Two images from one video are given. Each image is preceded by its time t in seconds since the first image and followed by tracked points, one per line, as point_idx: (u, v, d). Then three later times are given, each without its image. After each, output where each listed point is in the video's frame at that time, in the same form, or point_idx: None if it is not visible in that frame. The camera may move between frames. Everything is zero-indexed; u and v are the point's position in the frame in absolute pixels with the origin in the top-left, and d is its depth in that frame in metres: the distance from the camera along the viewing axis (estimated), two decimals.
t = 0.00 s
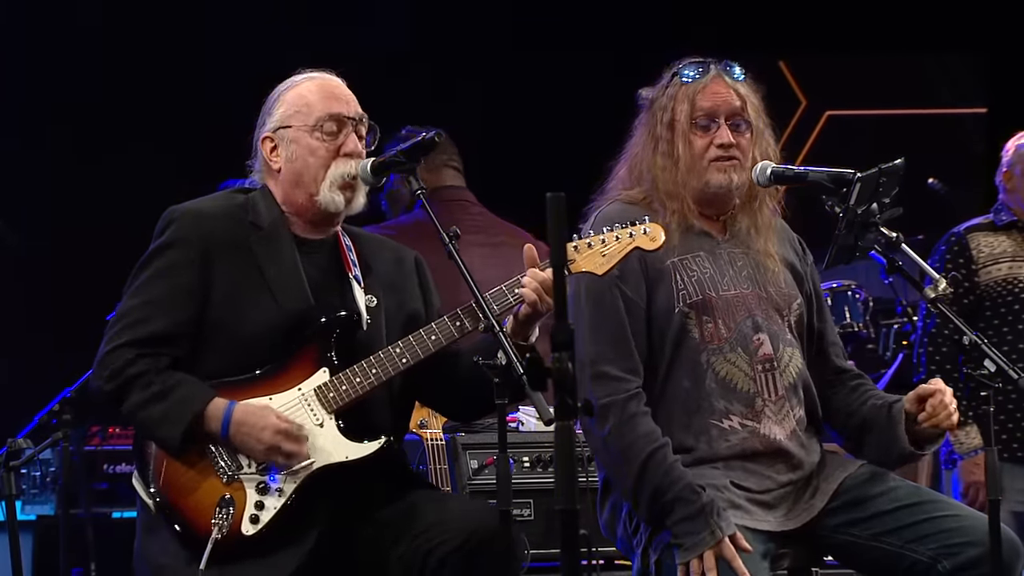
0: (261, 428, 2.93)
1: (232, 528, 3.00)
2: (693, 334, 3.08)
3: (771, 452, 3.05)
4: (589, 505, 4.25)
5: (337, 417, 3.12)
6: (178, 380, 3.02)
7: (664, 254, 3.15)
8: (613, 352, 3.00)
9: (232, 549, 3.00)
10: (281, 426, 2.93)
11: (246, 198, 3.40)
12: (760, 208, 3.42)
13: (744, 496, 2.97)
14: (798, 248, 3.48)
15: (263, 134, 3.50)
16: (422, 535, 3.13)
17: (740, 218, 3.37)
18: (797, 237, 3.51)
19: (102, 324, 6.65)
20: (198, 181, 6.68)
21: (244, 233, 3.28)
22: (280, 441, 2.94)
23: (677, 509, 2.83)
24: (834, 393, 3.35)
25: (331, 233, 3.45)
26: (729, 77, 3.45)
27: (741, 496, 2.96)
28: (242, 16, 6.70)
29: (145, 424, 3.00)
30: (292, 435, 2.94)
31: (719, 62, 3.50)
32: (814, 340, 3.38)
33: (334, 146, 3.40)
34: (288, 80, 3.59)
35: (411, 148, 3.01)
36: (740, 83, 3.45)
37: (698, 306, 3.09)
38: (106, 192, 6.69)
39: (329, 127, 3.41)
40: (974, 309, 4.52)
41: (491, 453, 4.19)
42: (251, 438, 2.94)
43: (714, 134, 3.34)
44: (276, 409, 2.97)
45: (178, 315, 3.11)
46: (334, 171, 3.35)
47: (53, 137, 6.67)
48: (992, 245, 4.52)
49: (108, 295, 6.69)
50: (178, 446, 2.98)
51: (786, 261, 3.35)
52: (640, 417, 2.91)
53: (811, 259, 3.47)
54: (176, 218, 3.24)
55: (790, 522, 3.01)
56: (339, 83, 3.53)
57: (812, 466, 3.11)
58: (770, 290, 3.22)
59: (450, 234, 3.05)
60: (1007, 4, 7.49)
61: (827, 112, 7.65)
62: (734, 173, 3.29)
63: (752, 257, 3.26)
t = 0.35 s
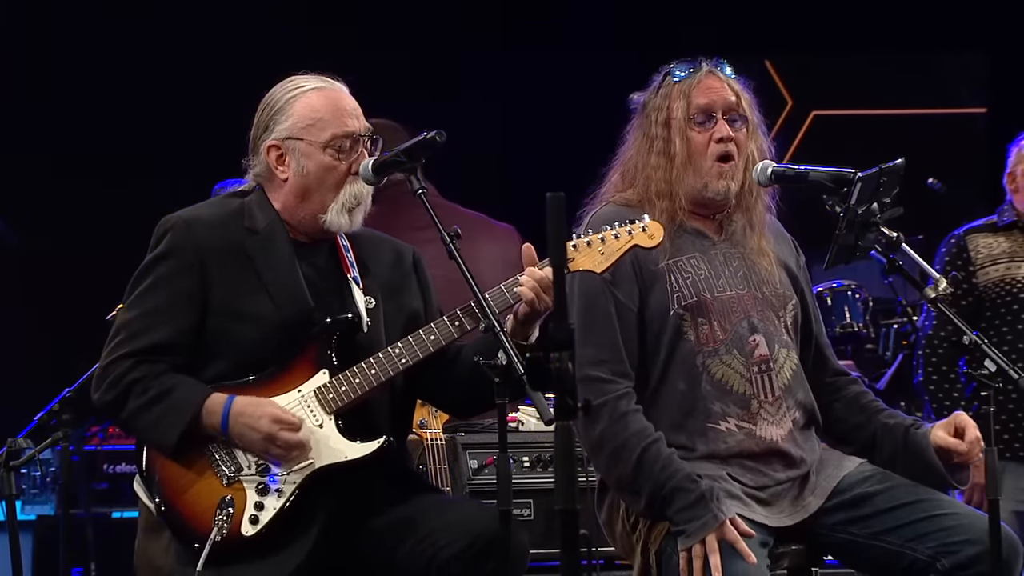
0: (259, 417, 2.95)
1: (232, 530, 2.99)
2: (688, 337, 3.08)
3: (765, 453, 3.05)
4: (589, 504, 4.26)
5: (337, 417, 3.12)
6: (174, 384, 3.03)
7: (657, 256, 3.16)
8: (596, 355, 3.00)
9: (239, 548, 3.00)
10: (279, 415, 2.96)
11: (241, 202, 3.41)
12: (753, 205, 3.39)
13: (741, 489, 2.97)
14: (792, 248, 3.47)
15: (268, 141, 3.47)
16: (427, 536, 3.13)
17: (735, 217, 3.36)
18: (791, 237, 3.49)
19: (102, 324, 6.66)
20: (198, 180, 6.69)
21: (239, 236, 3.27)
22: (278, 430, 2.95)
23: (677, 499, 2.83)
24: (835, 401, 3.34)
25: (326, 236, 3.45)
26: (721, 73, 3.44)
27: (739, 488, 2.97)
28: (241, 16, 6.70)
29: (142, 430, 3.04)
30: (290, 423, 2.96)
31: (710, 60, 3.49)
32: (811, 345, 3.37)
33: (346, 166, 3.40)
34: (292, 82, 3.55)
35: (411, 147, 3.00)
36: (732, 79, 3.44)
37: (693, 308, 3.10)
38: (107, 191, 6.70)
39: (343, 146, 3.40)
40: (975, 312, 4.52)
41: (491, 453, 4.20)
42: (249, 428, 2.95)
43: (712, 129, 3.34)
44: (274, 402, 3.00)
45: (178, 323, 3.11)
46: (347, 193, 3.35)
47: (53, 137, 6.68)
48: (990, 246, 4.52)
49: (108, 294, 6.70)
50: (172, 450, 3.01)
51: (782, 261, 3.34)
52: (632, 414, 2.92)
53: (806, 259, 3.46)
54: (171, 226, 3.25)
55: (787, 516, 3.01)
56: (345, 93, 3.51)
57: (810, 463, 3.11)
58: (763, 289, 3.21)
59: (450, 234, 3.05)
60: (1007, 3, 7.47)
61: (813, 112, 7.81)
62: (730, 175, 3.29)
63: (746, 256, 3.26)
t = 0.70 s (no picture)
0: (270, 431, 2.96)
1: (231, 531, 2.98)
2: (693, 329, 3.08)
3: (768, 448, 3.05)
4: (589, 505, 4.26)
5: (337, 422, 3.12)
6: (179, 391, 3.03)
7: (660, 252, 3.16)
8: (606, 351, 3.00)
9: (240, 550, 2.99)
10: (290, 430, 2.97)
11: (244, 203, 3.42)
12: (753, 202, 3.42)
13: (743, 488, 2.96)
14: (790, 245, 3.47)
15: (265, 142, 3.48)
16: (425, 539, 3.14)
17: (734, 212, 3.38)
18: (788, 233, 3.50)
19: (102, 324, 6.66)
20: (198, 181, 6.69)
21: (242, 238, 3.28)
22: (289, 444, 2.97)
23: (687, 496, 2.83)
24: (833, 406, 3.36)
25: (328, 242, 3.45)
26: (718, 72, 3.45)
27: (742, 488, 2.95)
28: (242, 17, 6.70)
29: (145, 436, 3.04)
30: (301, 438, 2.98)
31: (708, 57, 3.50)
32: (810, 335, 3.40)
33: (340, 160, 3.39)
34: (291, 85, 3.57)
35: (410, 148, 2.99)
36: (729, 77, 3.45)
37: (697, 301, 3.10)
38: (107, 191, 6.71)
39: (336, 141, 3.40)
40: (974, 313, 4.52)
41: (491, 453, 4.19)
42: (259, 442, 2.96)
43: (708, 130, 3.35)
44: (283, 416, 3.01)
45: (182, 323, 3.10)
46: (342, 185, 3.35)
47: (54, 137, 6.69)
48: (990, 247, 4.52)
49: (108, 294, 6.70)
50: (175, 456, 3.02)
51: (782, 257, 3.37)
52: (642, 410, 2.92)
53: (802, 256, 3.47)
54: (174, 228, 3.23)
55: (788, 517, 2.99)
56: (340, 91, 3.51)
57: (810, 462, 3.12)
58: (766, 284, 3.23)
59: (449, 236, 3.05)
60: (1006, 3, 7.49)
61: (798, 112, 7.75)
62: (725, 179, 3.30)
63: (749, 252, 3.28)
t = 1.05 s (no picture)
0: (267, 428, 2.96)
1: (241, 527, 2.99)
2: (689, 338, 3.09)
3: (768, 454, 3.05)
4: (589, 505, 4.26)
5: (343, 413, 3.13)
6: (176, 388, 3.02)
7: (656, 255, 3.16)
8: (629, 356, 3.00)
9: (247, 546, 3.00)
10: (286, 425, 2.97)
11: (241, 202, 3.41)
12: (745, 201, 3.40)
13: (744, 497, 2.97)
14: (792, 240, 3.49)
15: (268, 125, 3.50)
16: (425, 541, 3.15)
17: (729, 215, 3.36)
18: (785, 225, 3.51)
19: (103, 324, 6.66)
20: (199, 180, 6.70)
21: (238, 234, 3.29)
22: (288, 439, 2.97)
23: (698, 511, 2.82)
24: (836, 408, 3.34)
25: (329, 238, 3.44)
26: (698, 73, 3.43)
27: (742, 497, 2.96)
28: (243, 17, 6.72)
29: (146, 432, 3.03)
30: (297, 429, 2.98)
31: (691, 61, 3.48)
32: (808, 334, 3.40)
33: (329, 152, 3.38)
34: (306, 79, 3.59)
35: (412, 148, 3.03)
36: (710, 78, 3.43)
37: (694, 308, 3.10)
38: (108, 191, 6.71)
39: (327, 132, 3.39)
40: (977, 315, 4.50)
41: (491, 453, 4.19)
42: (256, 441, 2.96)
43: (681, 134, 3.34)
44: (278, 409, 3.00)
45: (179, 316, 3.09)
46: (325, 176, 3.34)
47: (55, 137, 6.69)
48: (996, 249, 4.48)
49: (109, 294, 6.70)
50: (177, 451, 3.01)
51: (778, 256, 3.34)
52: (655, 420, 2.92)
53: (805, 255, 3.48)
54: (173, 225, 3.23)
55: (788, 520, 2.99)
56: (350, 87, 3.50)
57: (811, 465, 3.11)
58: (761, 286, 3.21)
59: (451, 234, 3.08)
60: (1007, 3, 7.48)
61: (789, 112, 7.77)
62: (703, 169, 3.28)
63: (750, 259, 3.25)
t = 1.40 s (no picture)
0: (285, 432, 2.96)
1: (241, 529, 2.98)
2: (675, 347, 3.09)
3: (762, 457, 3.04)
4: (589, 505, 4.27)
5: (347, 419, 3.13)
6: (190, 386, 3.01)
7: (639, 269, 3.14)
8: (611, 367, 3.01)
9: (247, 547, 2.99)
10: (304, 431, 2.97)
11: (247, 202, 3.40)
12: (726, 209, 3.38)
13: (737, 502, 2.96)
14: (783, 237, 3.47)
15: (255, 137, 3.54)
16: (422, 547, 3.14)
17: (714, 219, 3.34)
18: (779, 223, 3.49)
19: (102, 324, 6.66)
20: (199, 180, 6.72)
21: (246, 235, 3.29)
22: (304, 445, 2.97)
23: (691, 526, 2.82)
24: (834, 406, 3.35)
25: (331, 242, 3.46)
26: (655, 73, 3.47)
27: (735, 502, 2.95)
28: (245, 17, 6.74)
29: (155, 430, 3.02)
30: (315, 438, 2.99)
31: (653, 62, 3.52)
32: (801, 331, 3.40)
33: (307, 153, 3.40)
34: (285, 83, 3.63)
35: (411, 148, 3.04)
36: (668, 75, 3.46)
37: (679, 319, 3.10)
38: (108, 190, 6.71)
39: (302, 134, 3.41)
40: (986, 315, 4.40)
41: (491, 453, 4.20)
42: (272, 442, 2.96)
43: (643, 128, 3.37)
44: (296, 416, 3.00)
45: (189, 315, 3.09)
46: (303, 180, 3.34)
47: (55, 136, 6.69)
48: (1003, 250, 4.37)
49: (108, 294, 6.69)
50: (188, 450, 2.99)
51: (764, 256, 3.31)
52: (645, 432, 2.92)
53: (796, 247, 3.47)
54: (183, 224, 3.22)
55: (784, 521, 2.99)
56: (326, 85, 3.53)
57: (805, 464, 3.10)
58: (748, 289, 3.21)
59: (450, 236, 3.07)
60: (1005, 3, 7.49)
61: (770, 114, 7.73)
62: (670, 166, 3.30)
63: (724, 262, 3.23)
